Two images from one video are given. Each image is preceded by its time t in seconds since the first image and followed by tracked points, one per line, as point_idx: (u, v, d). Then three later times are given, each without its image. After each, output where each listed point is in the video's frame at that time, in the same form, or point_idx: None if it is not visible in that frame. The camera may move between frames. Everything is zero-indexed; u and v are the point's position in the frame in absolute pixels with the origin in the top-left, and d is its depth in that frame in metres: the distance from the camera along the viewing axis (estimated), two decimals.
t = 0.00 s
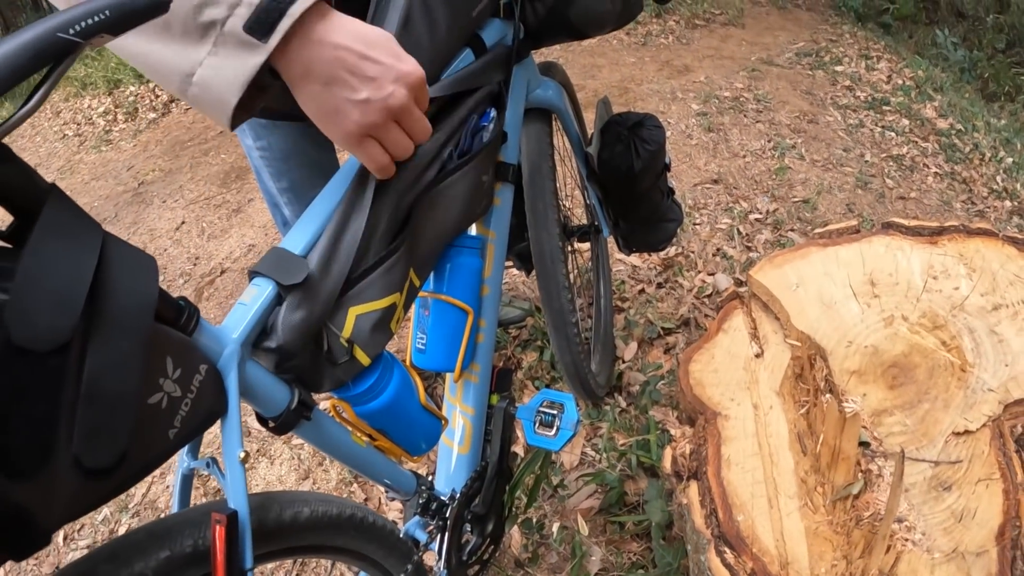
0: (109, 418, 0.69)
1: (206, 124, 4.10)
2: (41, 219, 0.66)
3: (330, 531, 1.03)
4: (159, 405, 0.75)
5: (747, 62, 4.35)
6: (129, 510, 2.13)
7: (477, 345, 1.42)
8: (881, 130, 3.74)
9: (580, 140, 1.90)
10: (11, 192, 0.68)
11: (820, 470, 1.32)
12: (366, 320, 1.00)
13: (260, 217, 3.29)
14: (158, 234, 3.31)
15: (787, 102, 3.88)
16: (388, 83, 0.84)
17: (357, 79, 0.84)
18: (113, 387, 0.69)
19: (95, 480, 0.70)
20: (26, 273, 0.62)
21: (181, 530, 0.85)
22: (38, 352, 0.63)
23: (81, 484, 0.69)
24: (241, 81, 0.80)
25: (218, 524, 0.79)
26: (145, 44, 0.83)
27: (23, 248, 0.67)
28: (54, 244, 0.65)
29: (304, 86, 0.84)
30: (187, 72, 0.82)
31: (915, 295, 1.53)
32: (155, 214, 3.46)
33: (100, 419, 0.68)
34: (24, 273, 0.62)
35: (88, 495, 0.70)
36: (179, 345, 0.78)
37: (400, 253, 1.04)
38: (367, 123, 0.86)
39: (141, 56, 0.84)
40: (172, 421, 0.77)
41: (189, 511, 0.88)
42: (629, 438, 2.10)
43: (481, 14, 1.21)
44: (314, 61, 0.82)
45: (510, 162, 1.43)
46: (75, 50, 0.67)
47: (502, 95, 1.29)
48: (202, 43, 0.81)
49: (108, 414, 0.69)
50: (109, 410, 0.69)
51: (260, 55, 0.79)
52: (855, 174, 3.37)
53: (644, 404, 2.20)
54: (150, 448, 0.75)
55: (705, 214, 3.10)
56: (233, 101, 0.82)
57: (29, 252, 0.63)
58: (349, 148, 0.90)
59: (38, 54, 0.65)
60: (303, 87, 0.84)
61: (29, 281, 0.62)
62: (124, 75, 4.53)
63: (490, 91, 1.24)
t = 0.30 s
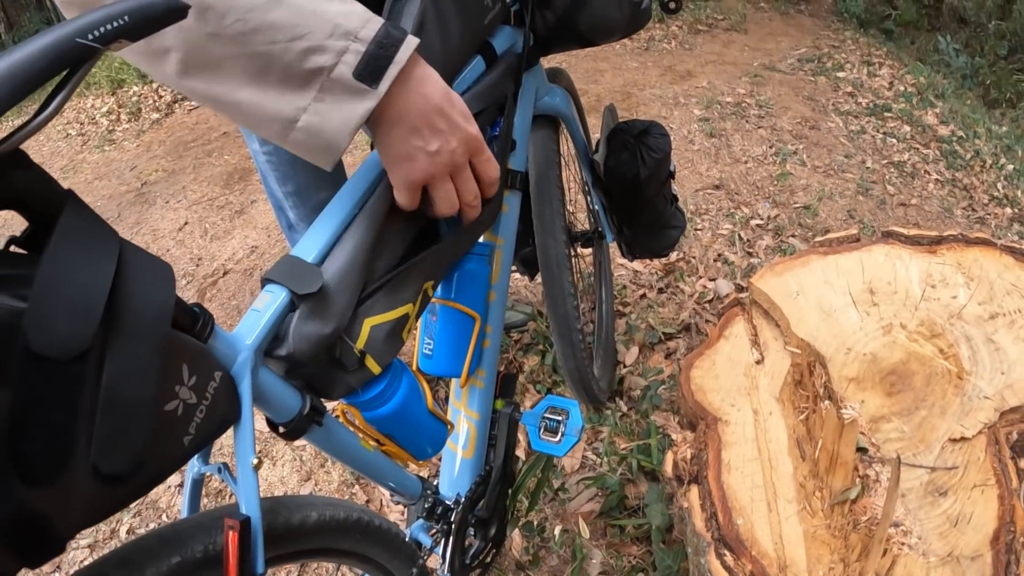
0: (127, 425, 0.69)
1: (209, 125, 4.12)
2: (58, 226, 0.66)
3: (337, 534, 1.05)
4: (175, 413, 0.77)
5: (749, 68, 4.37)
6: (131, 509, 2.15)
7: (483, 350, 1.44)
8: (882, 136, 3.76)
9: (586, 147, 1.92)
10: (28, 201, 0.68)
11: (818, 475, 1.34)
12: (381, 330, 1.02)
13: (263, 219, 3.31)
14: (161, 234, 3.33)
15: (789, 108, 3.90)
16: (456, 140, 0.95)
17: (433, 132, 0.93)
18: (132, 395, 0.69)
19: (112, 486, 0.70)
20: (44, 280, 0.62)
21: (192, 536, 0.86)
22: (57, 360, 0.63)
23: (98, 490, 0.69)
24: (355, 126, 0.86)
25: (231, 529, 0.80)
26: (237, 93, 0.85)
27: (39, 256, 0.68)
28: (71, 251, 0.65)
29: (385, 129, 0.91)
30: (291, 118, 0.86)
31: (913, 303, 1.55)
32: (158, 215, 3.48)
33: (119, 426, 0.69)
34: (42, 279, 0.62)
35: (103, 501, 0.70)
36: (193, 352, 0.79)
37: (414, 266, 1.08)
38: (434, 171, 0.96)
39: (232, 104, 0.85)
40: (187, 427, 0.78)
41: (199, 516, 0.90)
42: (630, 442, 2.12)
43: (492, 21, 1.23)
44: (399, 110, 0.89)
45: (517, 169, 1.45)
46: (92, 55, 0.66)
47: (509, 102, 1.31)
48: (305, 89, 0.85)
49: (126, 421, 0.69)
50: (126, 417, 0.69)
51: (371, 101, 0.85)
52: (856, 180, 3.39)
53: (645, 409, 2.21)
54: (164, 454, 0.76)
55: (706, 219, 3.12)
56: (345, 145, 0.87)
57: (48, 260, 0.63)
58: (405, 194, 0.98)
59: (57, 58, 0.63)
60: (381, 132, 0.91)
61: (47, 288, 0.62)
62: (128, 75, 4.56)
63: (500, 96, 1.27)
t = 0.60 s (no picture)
0: (136, 426, 0.70)
1: (212, 127, 4.15)
2: (70, 226, 0.67)
3: (340, 535, 1.06)
4: (184, 412, 0.78)
5: (750, 73, 4.39)
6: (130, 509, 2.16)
7: (485, 352, 1.45)
8: (883, 142, 3.78)
9: (588, 152, 1.94)
10: (42, 201, 0.69)
11: (815, 476, 1.35)
12: (386, 333, 1.04)
13: (265, 221, 3.33)
14: (163, 236, 3.34)
15: (790, 113, 3.92)
16: (474, 152, 0.97)
17: (454, 144, 0.95)
18: (142, 397, 0.70)
19: (121, 485, 0.71)
20: (55, 280, 0.63)
21: (197, 537, 0.87)
22: (68, 361, 0.64)
23: (108, 490, 0.70)
24: (371, 146, 0.88)
25: (237, 529, 0.81)
26: (257, 115, 0.87)
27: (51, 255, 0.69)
28: (83, 251, 0.66)
29: (406, 144, 0.93)
30: (310, 139, 0.88)
31: (911, 307, 1.56)
32: (159, 216, 3.49)
33: (129, 427, 0.70)
34: (53, 281, 0.63)
35: (113, 501, 0.71)
36: (203, 352, 0.80)
37: (419, 270, 1.10)
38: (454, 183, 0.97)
39: (253, 126, 0.88)
40: (195, 427, 0.79)
41: (204, 517, 0.91)
42: (629, 445, 2.13)
43: (498, 27, 1.25)
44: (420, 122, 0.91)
45: (521, 173, 1.47)
46: (106, 55, 0.66)
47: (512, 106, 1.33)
48: (322, 111, 0.87)
49: (135, 421, 0.70)
50: (136, 417, 0.70)
51: (385, 121, 0.87)
52: (856, 186, 3.41)
53: (644, 412, 2.22)
54: (173, 453, 0.77)
55: (707, 224, 3.14)
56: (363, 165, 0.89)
57: (60, 260, 0.64)
58: (425, 205, 0.99)
59: (71, 58, 0.63)
60: (403, 145, 0.93)
61: (57, 289, 0.63)
62: (131, 77, 4.58)
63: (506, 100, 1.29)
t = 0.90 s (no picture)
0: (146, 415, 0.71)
1: (213, 129, 4.17)
2: (84, 218, 0.68)
3: (344, 529, 1.07)
4: (192, 402, 0.79)
5: (751, 77, 4.42)
6: (131, 508, 2.17)
7: (487, 351, 1.47)
8: (882, 146, 3.80)
9: (589, 153, 1.95)
10: (57, 193, 0.69)
11: (814, 473, 1.36)
12: (389, 328, 1.05)
13: (266, 222, 3.35)
14: (164, 236, 3.36)
15: (790, 118, 3.94)
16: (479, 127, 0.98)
17: (460, 122, 0.96)
18: (151, 387, 0.71)
19: (130, 474, 0.73)
20: (69, 270, 0.64)
21: (204, 528, 0.89)
22: (80, 349, 0.65)
23: (116, 478, 0.71)
24: (380, 131, 0.90)
25: (243, 519, 0.82)
26: (267, 112, 0.90)
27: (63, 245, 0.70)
28: (97, 243, 0.67)
29: (413, 126, 0.95)
30: (320, 130, 0.91)
31: (908, 307, 1.58)
32: (161, 216, 3.51)
33: (138, 417, 0.71)
34: (67, 271, 0.64)
35: (122, 489, 0.72)
36: (211, 344, 0.81)
37: (422, 265, 1.11)
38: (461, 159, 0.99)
39: (264, 123, 0.90)
40: (203, 417, 0.80)
41: (211, 508, 0.92)
42: (629, 445, 2.14)
43: (502, 29, 1.27)
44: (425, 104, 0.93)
45: (522, 174, 1.48)
46: (121, 52, 0.67)
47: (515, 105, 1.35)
48: (329, 102, 0.89)
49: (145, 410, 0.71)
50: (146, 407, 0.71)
51: (391, 106, 0.89)
52: (856, 190, 3.42)
53: (644, 413, 2.23)
54: (182, 443, 0.78)
55: (707, 227, 3.15)
56: (374, 150, 0.92)
57: (74, 251, 0.65)
58: (433, 181, 1.01)
59: (87, 54, 0.64)
60: (410, 128, 0.95)
61: (72, 279, 0.64)
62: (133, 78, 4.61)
63: (509, 101, 1.31)
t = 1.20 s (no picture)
0: (150, 425, 0.69)
1: (215, 129, 4.15)
2: (86, 220, 0.65)
3: (348, 538, 1.05)
4: (196, 413, 0.76)
5: (754, 81, 4.41)
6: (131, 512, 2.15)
7: (494, 358, 1.46)
8: (885, 151, 3.79)
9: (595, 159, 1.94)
10: (59, 195, 0.67)
11: (829, 485, 1.34)
12: (398, 336, 1.04)
13: (268, 224, 3.33)
14: (165, 236, 3.35)
15: (793, 122, 3.93)
16: (516, 155, 1.03)
17: (503, 148, 1.00)
18: (155, 396, 0.68)
19: (134, 485, 0.70)
20: (70, 277, 0.61)
21: (208, 539, 0.87)
22: (81, 356, 0.62)
23: (120, 489, 0.69)
24: (436, 150, 0.92)
25: (247, 532, 0.80)
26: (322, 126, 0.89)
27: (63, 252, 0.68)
28: (100, 247, 0.64)
29: (464, 147, 0.97)
30: (376, 146, 0.91)
31: (921, 317, 1.56)
32: (162, 216, 3.50)
33: (142, 427, 0.68)
34: (68, 276, 0.61)
35: (125, 501, 0.70)
36: (216, 352, 0.79)
37: (429, 273, 1.09)
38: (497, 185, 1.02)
39: (317, 135, 0.89)
40: (207, 429, 0.78)
41: (214, 518, 0.90)
42: (635, 453, 2.12)
43: (510, 32, 1.26)
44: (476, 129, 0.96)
45: (530, 179, 1.47)
46: (123, 53, 0.65)
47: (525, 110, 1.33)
48: (388, 118, 0.90)
49: (149, 421, 0.69)
50: (150, 416, 0.68)
51: (451, 125, 0.91)
52: (859, 195, 3.41)
53: (650, 420, 2.22)
54: (185, 455, 0.76)
55: (710, 231, 3.13)
56: (428, 168, 0.93)
57: (75, 253, 0.62)
58: (470, 202, 1.03)
59: (89, 54, 0.62)
60: (458, 149, 0.97)
61: (73, 284, 0.61)
62: (134, 78, 4.60)
63: (518, 105, 1.29)
